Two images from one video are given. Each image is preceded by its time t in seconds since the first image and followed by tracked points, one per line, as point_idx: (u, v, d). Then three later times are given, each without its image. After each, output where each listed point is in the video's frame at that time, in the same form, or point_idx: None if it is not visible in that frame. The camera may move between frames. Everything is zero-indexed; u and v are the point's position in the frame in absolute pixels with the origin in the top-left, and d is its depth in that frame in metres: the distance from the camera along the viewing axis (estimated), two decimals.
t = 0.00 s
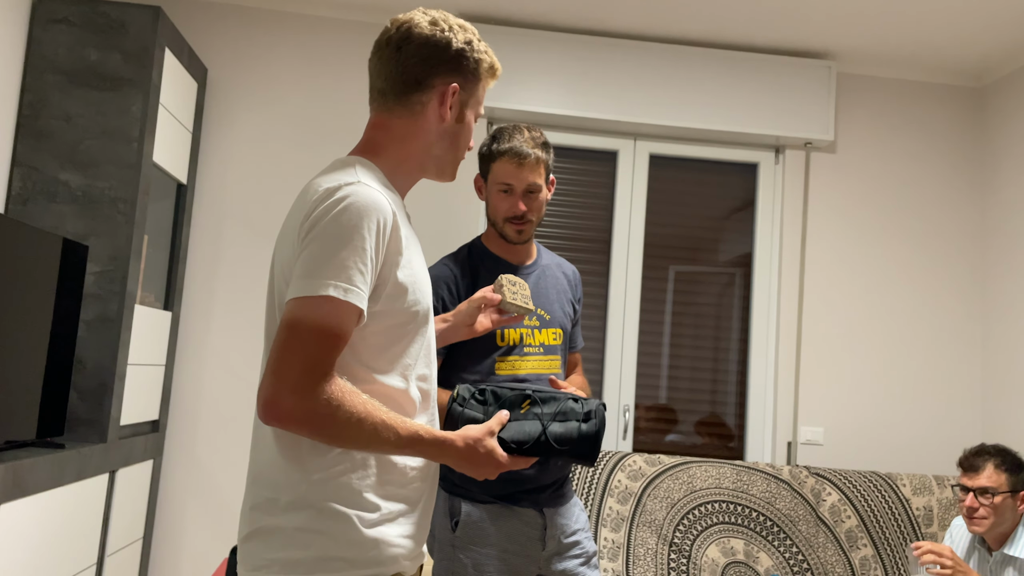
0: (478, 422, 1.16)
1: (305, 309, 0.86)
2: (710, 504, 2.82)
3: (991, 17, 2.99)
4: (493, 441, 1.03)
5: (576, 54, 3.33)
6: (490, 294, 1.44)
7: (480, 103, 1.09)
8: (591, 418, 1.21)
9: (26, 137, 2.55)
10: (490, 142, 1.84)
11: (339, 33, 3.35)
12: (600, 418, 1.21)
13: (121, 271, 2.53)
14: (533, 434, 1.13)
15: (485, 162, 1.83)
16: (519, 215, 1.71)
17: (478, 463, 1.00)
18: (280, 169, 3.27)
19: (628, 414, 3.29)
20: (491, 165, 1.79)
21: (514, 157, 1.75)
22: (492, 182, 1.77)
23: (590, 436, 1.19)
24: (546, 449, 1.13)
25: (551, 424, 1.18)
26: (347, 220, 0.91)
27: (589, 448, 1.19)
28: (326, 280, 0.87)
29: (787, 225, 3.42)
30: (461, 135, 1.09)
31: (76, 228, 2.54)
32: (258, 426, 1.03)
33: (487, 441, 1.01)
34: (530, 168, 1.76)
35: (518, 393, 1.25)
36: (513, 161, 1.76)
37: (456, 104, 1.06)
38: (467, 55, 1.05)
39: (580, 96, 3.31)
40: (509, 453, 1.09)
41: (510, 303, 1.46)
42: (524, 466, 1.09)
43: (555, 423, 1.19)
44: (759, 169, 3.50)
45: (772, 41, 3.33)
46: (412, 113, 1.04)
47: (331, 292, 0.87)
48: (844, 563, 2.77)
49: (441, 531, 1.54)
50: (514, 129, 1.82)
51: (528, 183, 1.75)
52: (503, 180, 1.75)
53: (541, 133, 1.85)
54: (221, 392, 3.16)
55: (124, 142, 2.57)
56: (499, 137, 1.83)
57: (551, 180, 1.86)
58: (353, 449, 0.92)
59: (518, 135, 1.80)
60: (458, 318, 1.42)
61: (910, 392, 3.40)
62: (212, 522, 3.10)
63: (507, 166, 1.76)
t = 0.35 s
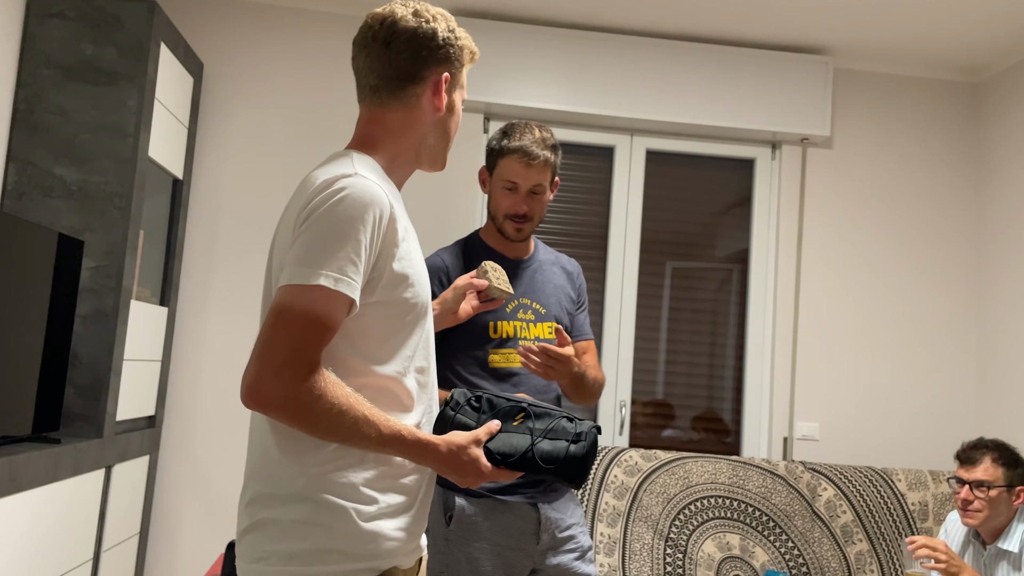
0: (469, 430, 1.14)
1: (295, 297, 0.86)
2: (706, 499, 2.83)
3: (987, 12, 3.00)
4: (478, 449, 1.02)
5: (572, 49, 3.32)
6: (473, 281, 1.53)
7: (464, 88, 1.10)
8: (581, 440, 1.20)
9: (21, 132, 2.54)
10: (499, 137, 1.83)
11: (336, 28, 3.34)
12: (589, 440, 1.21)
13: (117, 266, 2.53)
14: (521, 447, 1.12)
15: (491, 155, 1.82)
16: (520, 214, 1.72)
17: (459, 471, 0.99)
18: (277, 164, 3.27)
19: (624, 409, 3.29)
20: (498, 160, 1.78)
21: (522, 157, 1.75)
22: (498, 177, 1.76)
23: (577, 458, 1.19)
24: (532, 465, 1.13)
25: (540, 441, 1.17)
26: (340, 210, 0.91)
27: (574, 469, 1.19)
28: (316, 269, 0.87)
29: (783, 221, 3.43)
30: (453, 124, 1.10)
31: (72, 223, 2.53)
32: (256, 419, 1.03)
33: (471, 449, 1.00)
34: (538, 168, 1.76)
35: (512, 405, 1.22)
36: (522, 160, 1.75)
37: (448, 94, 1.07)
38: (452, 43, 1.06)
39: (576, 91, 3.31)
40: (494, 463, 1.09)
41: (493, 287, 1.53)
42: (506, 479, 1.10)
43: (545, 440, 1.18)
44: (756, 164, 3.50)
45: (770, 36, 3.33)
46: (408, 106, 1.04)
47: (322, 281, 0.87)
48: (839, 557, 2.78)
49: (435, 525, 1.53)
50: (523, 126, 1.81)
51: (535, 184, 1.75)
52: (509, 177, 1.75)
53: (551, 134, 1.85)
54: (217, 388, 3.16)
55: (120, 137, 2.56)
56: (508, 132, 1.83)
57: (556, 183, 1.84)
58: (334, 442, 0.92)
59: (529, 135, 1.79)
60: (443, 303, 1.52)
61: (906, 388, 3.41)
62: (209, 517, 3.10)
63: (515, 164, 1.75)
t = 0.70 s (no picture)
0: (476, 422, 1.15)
1: (307, 287, 0.86)
2: (707, 497, 2.82)
3: (996, 11, 2.97)
4: (488, 441, 1.01)
5: (578, 45, 3.31)
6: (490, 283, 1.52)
7: (467, 78, 1.08)
8: (588, 431, 1.19)
9: (25, 124, 2.53)
10: (516, 133, 1.80)
11: (340, 22, 3.33)
12: (598, 432, 1.19)
13: (120, 260, 2.52)
14: (528, 438, 1.10)
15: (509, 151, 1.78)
16: (547, 213, 1.72)
17: (469, 462, 0.99)
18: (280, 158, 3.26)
19: (627, 406, 3.29)
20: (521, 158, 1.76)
21: (549, 156, 1.74)
22: (523, 174, 1.74)
23: (585, 449, 1.17)
24: (540, 457, 1.11)
25: (548, 432, 1.16)
26: (351, 201, 0.91)
27: (582, 462, 1.17)
28: (328, 260, 0.87)
29: (788, 219, 3.41)
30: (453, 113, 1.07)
31: (75, 216, 2.53)
32: (257, 414, 1.02)
33: (481, 441, 1.00)
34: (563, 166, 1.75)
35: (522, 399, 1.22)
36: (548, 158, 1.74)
37: (440, 82, 1.05)
38: (443, 35, 1.05)
39: (581, 87, 3.29)
40: (502, 456, 1.07)
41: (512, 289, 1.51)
42: (514, 471, 1.08)
43: (553, 432, 1.17)
44: (761, 162, 3.48)
45: (777, 33, 3.31)
46: (402, 101, 1.04)
47: (333, 272, 0.86)
48: (840, 557, 2.77)
49: (434, 519, 1.56)
50: (544, 123, 1.79)
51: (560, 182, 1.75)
52: (537, 175, 1.73)
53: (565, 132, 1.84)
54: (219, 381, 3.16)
55: (123, 130, 2.56)
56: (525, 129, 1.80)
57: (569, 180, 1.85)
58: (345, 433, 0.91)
59: (551, 132, 1.77)
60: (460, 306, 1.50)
61: (910, 388, 3.40)
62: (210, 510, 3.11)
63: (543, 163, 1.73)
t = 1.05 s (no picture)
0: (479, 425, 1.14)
1: (296, 291, 0.85)
2: (711, 500, 2.80)
3: (1004, 11, 2.95)
4: (487, 444, 0.99)
5: (583, 44, 3.29)
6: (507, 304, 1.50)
7: (441, 59, 1.04)
8: (590, 435, 1.18)
9: (28, 122, 2.53)
10: (514, 138, 1.82)
11: (345, 21, 3.32)
12: (600, 436, 1.18)
13: (122, 259, 2.52)
14: (527, 441, 1.10)
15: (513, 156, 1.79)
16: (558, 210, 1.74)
17: (467, 466, 0.96)
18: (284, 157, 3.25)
19: (631, 408, 3.27)
20: (530, 159, 1.77)
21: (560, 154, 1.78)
22: (534, 173, 1.75)
23: (587, 454, 1.15)
24: (542, 461, 1.10)
25: (549, 437, 1.15)
26: (342, 204, 0.89)
27: (584, 467, 1.15)
28: (316, 263, 0.85)
29: (794, 220, 3.39)
30: (427, 98, 1.04)
31: (78, 216, 2.52)
32: (257, 416, 1.01)
33: (479, 444, 0.97)
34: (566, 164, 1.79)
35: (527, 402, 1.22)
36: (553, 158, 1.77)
37: (403, 73, 1.04)
38: (406, 20, 1.04)
39: (586, 86, 3.28)
40: (502, 459, 1.07)
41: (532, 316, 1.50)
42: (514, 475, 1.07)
43: (555, 437, 1.16)
44: (767, 162, 3.46)
45: (783, 33, 3.29)
46: (377, 98, 1.06)
47: (321, 275, 0.85)
48: (845, 561, 2.75)
49: (441, 523, 1.53)
50: (543, 124, 1.83)
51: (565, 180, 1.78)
52: (548, 173, 1.75)
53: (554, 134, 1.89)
54: (221, 380, 3.15)
55: (127, 129, 2.55)
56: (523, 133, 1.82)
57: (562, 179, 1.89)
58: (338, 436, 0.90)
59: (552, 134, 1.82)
60: (479, 318, 1.47)
61: (916, 390, 3.37)
62: (212, 510, 3.10)
63: (553, 160, 1.76)
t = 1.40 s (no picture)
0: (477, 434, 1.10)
1: (293, 294, 0.84)
2: (716, 500, 2.79)
3: (1011, 8, 2.93)
4: (486, 452, 0.97)
5: (586, 42, 3.27)
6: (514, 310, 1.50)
7: (472, 71, 1.03)
8: (591, 445, 1.13)
9: (31, 121, 2.52)
10: (519, 138, 1.80)
11: (348, 19, 3.30)
12: (600, 446, 1.14)
13: (126, 258, 2.51)
14: (525, 451, 1.07)
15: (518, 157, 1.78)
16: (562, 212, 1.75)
17: (465, 474, 0.95)
18: (287, 156, 3.24)
19: (635, 407, 3.26)
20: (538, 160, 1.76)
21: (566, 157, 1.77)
22: (542, 176, 1.74)
23: (587, 464, 1.12)
24: (539, 471, 1.07)
25: (550, 446, 1.12)
26: (342, 205, 0.88)
27: (585, 477, 1.12)
28: (315, 266, 0.84)
29: (799, 218, 3.37)
30: (451, 107, 1.03)
31: (81, 214, 2.52)
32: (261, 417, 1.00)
33: (478, 452, 0.96)
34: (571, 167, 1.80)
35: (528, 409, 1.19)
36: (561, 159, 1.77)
37: (433, 76, 1.02)
38: (442, 24, 1.02)
39: (590, 84, 3.26)
40: (501, 468, 1.04)
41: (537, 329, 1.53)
42: (511, 484, 1.04)
43: (555, 446, 1.13)
44: (772, 161, 3.44)
45: (788, 30, 3.27)
46: (397, 94, 1.04)
47: (319, 278, 0.84)
48: (852, 561, 2.74)
49: (449, 521, 1.51)
50: (550, 126, 1.81)
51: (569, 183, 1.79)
52: (555, 176, 1.74)
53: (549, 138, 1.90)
54: (224, 379, 3.14)
55: (130, 127, 2.54)
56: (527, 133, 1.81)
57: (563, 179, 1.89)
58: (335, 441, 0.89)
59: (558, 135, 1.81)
60: (489, 319, 1.46)
61: (923, 389, 3.35)
62: (216, 509, 3.09)
63: (560, 163, 1.75)
